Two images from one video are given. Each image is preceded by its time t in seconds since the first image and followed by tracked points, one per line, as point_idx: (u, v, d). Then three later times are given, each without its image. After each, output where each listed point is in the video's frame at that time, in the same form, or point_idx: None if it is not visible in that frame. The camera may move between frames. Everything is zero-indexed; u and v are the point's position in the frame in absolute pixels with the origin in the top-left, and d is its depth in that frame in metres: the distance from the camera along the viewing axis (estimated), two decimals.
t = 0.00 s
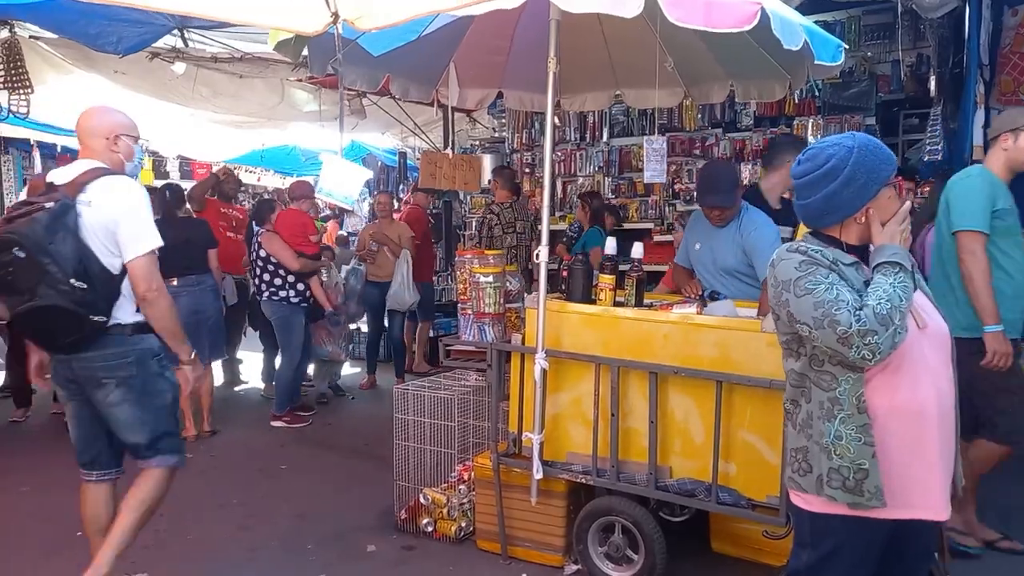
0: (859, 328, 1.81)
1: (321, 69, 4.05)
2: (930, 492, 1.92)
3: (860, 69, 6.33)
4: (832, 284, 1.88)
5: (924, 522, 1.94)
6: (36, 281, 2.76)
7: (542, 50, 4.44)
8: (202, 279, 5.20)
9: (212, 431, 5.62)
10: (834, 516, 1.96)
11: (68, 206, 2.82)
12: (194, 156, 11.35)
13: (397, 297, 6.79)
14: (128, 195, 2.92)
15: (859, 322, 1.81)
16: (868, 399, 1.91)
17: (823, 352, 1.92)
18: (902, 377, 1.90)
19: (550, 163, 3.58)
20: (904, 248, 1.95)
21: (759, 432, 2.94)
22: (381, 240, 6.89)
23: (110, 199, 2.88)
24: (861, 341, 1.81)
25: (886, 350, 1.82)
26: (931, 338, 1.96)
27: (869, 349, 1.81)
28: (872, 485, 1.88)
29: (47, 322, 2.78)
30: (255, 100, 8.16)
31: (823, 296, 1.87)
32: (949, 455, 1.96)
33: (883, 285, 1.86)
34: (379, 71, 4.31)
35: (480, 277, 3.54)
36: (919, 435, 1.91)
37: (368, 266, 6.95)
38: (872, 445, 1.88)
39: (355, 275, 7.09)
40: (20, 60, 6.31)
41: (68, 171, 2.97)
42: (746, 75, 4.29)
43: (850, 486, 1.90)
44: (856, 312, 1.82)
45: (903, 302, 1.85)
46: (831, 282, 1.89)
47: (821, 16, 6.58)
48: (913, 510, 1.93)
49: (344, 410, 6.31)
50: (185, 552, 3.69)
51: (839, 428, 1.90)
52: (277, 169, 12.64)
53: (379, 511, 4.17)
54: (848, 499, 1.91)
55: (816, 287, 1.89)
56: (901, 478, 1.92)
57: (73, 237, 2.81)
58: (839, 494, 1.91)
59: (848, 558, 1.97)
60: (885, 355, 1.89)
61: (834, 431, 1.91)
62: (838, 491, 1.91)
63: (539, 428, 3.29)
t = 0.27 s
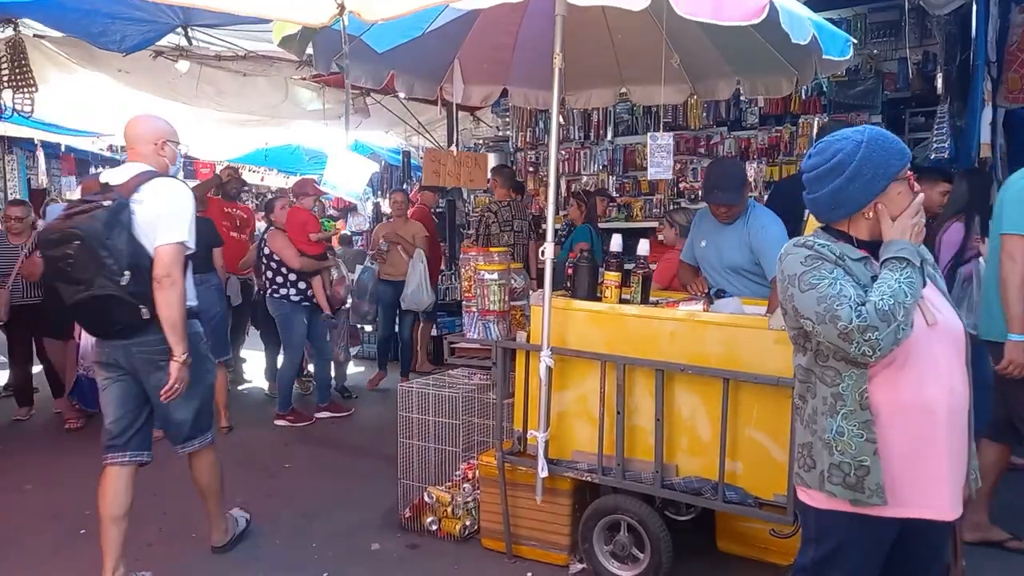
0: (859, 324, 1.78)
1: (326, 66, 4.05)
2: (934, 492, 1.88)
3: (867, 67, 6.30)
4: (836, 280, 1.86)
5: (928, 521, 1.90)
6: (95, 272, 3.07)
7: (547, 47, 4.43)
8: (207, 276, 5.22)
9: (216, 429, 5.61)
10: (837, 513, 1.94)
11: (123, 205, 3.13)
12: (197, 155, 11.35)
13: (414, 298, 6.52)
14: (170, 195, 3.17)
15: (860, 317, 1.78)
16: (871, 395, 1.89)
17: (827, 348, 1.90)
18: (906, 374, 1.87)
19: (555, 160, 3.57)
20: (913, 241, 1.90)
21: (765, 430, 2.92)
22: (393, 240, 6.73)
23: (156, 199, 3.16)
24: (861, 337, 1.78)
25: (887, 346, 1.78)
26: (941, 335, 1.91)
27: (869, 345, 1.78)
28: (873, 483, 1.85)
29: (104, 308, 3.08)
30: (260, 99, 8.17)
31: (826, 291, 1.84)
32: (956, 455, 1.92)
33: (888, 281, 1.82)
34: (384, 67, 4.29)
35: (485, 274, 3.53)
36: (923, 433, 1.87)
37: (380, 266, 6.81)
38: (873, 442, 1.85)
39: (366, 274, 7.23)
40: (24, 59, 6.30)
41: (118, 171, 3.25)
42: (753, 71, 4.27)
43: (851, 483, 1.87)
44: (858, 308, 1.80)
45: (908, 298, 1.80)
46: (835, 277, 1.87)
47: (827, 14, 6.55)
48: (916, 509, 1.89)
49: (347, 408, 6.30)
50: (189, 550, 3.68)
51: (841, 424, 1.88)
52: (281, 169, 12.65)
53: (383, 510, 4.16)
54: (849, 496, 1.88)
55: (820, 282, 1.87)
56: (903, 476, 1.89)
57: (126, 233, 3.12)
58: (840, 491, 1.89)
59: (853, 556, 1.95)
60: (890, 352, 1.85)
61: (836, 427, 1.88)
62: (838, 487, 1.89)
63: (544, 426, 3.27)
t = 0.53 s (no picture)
0: (859, 320, 1.77)
1: (330, 64, 4.05)
2: (937, 490, 1.86)
3: (873, 64, 6.26)
4: (839, 275, 1.85)
5: (930, 520, 1.89)
6: (163, 265, 3.41)
7: (552, 44, 4.42)
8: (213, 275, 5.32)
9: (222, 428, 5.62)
10: (840, 511, 1.93)
11: (181, 203, 3.43)
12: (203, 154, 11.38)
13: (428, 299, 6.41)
14: (220, 193, 3.50)
15: (861, 313, 1.77)
16: (874, 392, 1.87)
17: (830, 344, 1.89)
18: (910, 371, 1.85)
19: (560, 157, 3.55)
20: (919, 237, 1.87)
21: (771, 428, 2.90)
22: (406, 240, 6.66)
23: (209, 198, 3.48)
24: (861, 333, 1.77)
25: (888, 342, 1.77)
26: (949, 333, 1.88)
27: (869, 341, 1.77)
28: (874, 479, 1.84)
29: (168, 295, 3.41)
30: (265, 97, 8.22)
31: (828, 287, 1.84)
32: (962, 454, 1.89)
33: (892, 277, 1.80)
34: (389, 65, 4.29)
35: (490, 272, 3.52)
36: (926, 431, 1.85)
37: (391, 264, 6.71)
38: (875, 439, 1.84)
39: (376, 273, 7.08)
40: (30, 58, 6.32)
41: (167, 172, 3.54)
42: (760, 69, 4.25)
43: (851, 479, 1.86)
44: (859, 303, 1.79)
45: (911, 295, 1.79)
46: (838, 272, 1.85)
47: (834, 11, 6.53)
48: (918, 508, 1.87)
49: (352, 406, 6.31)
50: (195, 548, 3.68)
51: (843, 420, 1.87)
52: (286, 168, 12.68)
53: (388, 508, 4.16)
54: (849, 492, 1.87)
55: (823, 278, 1.86)
56: (905, 474, 1.87)
57: (188, 229, 3.44)
58: (840, 487, 1.88)
59: (856, 555, 1.93)
60: (893, 348, 1.84)
61: (838, 423, 1.87)
62: (839, 483, 1.88)
63: (549, 424, 3.26)
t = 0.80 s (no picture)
0: (870, 316, 1.75)
1: (339, 62, 4.05)
2: (949, 489, 1.84)
3: (885, 63, 6.22)
4: (849, 271, 1.83)
5: (942, 520, 1.86)
6: (203, 263, 3.60)
7: (560, 42, 4.40)
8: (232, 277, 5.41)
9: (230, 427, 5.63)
10: (851, 510, 1.90)
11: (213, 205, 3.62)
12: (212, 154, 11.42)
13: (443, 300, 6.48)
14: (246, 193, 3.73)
15: (871, 309, 1.75)
16: (885, 389, 1.85)
17: (840, 341, 1.87)
18: (922, 368, 1.82)
19: (569, 156, 3.53)
20: (932, 233, 1.85)
21: (782, 428, 2.88)
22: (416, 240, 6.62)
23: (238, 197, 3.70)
24: (871, 329, 1.75)
25: (899, 338, 1.75)
26: (961, 330, 1.86)
27: (880, 337, 1.75)
28: (885, 478, 1.82)
29: (207, 291, 3.60)
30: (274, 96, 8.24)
31: (839, 282, 1.82)
32: (975, 452, 1.87)
33: (903, 272, 1.78)
34: (398, 64, 4.28)
35: (498, 271, 3.51)
36: (938, 429, 1.82)
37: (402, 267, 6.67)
38: (886, 437, 1.82)
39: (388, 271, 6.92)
40: (41, 58, 6.35)
41: (194, 176, 3.74)
42: (770, 66, 4.24)
43: (862, 477, 1.84)
44: (869, 299, 1.77)
45: (923, 290, 1.76)
46: (848, 268, 1.83)
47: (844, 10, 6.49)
48: (931, 507, 1.85)
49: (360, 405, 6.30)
50: (203, 547, 3.69)
51: (854, 418, 1.85)
52: (295, 168, 12.70)
53: (395, 507, 4.15)
54: (860, 491, 1.85)
55: (833, 274, 1.84)
56: (918, 473, 1.84)
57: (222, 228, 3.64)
58: (851, 485, 1.86)
59: (868, 555, 1.91)
60: (904, 345, 1.81)
61: (849, 421, 1.85)
62: (849, 481, 1.86)
63: (557, 423, 3.25)
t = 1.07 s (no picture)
0: (887, 315, 1.73)
1: (352, 61, 4.05)
2: (969, 489, 1.82)
3: (900, 61, 6.17)
4: (866, 270, 1.81)
5: (961, 520, 1.84)
6: (217, 258, 3.94)
7: (573, 41, 4.39)
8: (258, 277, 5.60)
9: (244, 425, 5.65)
10: (869, 511, 1.89)
11: (228, 204, 4.00)
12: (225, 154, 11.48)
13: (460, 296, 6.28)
14: (258, 196, 4.12)
15: (888, 308, 1.73)
16: (903, 389, 1.83)
17: (857, 340, 1.85)
18: (941, 368, 1.80)
19: (582, 154, 3.50)
20: (950, 232, 1.83)
21: (797, 428, 2.86)
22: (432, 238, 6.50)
23: (252, 199, 4.09)
24: (889, 328, 1.73)
25: (917, 338, 1.73)
26: (980, 329, 1.84)
27: (897, 336, 1.73)
28: (903, 478, 1.80)
29: (219, 284, 3.94)
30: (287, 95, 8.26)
31: (856, 282, 1.80)
32: (994, 452, 1.84)
33: (921, 271, 1.76)
34: (411, 63, 4.28)
35: (511, 270, 3.50)
36: (956, 429, 1.80)
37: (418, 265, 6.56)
38: (904, 437, 1.80)
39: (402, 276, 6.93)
40: (57, 59, 6.40)
41: (212, 177, 4.14)
42: (785, 64, 4.21)
43: (880, 478, 1.82)
44: (886, 298, 1.75)
45: (941, 289, 1.74)
46: (865, 267, 1.82)
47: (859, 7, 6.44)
48: (950, 508, 1.82)
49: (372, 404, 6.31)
50: (216, 544, 3.70)
51: (872, 418, 1.83)
52: (307, 168, 12.75)
53: (408, 505, 4.15)
54: (878, 491, 1.83)
55: (850, 273, 1.82)
56: (936, 473, 1.82)
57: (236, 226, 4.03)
58: (869, 486, 1.84)
59: (886, 556, 1.89)
60: (922, 344, 1.79)
61: (866, 421, 1.83)
62: (867, 482, 1.84)
63: (570, 423, 3.24)
